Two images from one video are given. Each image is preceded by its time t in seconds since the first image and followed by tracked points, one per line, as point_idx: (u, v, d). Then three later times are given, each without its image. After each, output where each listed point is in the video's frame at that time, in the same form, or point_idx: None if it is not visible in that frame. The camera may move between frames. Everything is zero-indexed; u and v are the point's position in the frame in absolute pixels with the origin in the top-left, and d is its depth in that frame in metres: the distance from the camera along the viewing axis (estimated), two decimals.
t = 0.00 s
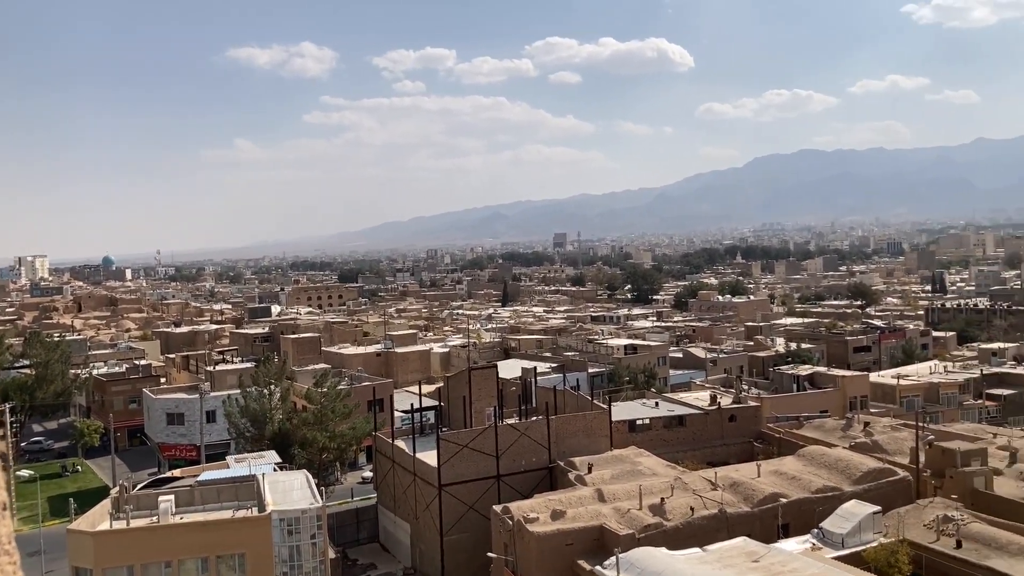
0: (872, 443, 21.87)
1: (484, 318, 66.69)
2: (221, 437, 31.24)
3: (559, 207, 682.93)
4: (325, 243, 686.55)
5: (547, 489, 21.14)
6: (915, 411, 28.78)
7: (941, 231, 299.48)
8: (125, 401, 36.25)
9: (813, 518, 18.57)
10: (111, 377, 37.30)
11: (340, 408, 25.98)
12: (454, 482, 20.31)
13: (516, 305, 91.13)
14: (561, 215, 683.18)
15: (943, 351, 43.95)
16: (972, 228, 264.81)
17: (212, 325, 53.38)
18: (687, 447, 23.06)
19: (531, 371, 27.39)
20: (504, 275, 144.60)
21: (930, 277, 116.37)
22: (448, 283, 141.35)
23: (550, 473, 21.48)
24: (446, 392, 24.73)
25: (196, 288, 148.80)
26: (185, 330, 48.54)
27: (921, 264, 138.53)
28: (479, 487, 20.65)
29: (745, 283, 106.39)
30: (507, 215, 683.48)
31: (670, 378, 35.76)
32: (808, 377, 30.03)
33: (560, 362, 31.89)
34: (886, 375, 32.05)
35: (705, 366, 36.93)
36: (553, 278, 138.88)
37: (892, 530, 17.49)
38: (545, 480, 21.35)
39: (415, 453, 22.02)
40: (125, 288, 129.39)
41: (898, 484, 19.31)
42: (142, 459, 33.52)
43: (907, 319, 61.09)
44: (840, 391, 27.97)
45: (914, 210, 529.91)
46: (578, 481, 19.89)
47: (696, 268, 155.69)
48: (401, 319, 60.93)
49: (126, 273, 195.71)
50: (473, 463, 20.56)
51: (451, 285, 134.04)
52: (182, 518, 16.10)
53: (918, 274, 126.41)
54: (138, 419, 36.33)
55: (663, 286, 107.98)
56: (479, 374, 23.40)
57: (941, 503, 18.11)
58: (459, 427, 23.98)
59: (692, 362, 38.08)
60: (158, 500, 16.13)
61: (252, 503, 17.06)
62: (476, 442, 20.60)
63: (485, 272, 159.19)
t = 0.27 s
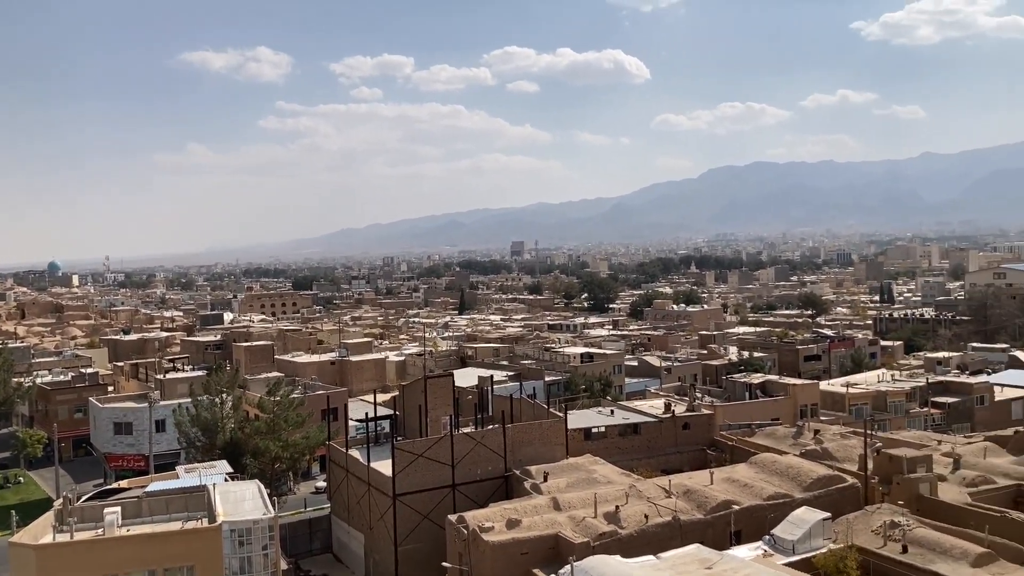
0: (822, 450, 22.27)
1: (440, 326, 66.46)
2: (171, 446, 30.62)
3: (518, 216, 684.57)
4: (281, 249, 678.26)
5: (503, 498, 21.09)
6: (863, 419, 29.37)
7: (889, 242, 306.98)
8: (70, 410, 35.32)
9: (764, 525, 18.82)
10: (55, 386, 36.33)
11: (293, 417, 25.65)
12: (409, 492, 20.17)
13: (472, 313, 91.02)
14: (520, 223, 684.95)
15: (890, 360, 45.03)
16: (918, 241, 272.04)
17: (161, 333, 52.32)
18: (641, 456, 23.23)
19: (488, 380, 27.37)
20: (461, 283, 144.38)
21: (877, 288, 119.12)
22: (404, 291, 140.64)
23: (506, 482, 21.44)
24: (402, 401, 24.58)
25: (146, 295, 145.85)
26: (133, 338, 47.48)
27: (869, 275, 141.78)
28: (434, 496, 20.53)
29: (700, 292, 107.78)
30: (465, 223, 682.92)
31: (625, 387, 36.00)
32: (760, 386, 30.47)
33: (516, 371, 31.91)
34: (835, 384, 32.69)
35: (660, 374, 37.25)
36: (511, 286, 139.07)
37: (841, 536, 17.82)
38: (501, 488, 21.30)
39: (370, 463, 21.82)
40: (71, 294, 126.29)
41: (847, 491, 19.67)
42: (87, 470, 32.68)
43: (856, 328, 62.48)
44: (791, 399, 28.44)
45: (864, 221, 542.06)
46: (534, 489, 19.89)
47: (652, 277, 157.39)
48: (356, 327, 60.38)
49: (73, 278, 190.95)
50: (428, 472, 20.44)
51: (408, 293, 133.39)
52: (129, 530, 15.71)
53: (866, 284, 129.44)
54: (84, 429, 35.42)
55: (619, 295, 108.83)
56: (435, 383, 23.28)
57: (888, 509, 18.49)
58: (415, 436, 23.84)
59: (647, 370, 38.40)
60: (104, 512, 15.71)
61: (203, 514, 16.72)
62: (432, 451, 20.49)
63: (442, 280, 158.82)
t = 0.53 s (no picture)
0: (773, 457, 22.63)
1: (395, 334, 66.10)
2: (118, 457, 29.92)
3: (476, 224, 684.47)
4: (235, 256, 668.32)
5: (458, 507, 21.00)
6: (813, 427, 29.94)
7: (838, 252, 313.84)
8: (12, 420, 34.32)
9: (717, 531, 19.03)
10: None
11: (245, 427, 25.27)
12: (363, 502, 19.98)
13: (428, 322, 90.70)
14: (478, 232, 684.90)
15: (839, 368, 45.98)
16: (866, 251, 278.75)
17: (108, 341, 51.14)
18: (596, 464, 23.34)
19: (444, 388, 27.28)
20: (417, 291, 143.81)
21: (826, 297, 121.61)
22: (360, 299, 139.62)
23: (461, 491, 21.35)
24: (357, 410, 24.37)
25: (93, 302, 142.52)
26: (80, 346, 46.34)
27: (819, 285, 144.72)
28: (388, 506, 20.37)
29: (655, 301, 108.95)
30: (423, 231, 680.66)
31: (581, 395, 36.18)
32: (713, 394, 30.87)
33: (472, 379, 31.86)
34: (786, 392, 33.26)
35: (615, 382, 37.48)
36: (467, 294, 138.93)
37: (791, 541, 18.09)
38: (456, 497, 21.21)
39: (324, 472, 21.57)
40: (14, 301, 122.75)
41: (797, 497, 20.01)
42: (29, 482, 31.75)
43: (806, 336, 63.72)
44: (744, 407, 28.86)
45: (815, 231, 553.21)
46: (489, 498, 19.85)
47: (608, 286, 158.56)
48: (311, 335, 59.72)
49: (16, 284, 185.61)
50: (383, 481, 20.28)
51: (364, 301, 132.45)
52: (73, 543, 15.26)
53: (816, 294, 132.16)
54: (26, 439, 34.41)
55: (576, 304, 109.36)
56: (391, 392, 23.14)
57: (837, 514, 18.83)
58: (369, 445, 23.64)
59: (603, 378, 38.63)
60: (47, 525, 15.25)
61: (151, 526, 16.34)
62: (386, 460, 20.33)
63: (399, 288, 157.98)
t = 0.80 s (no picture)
0: (728, 462, 22.93)
1: (352, 342, 65.55)
2: (65, 468, 29.16)
3: (434, 231, 682.59)
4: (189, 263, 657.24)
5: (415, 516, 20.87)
6: (766, 431, 30.39)
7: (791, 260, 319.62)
8: None
9: (673, 536, 19.19)
10: None
11: (198, 436, 24.84)
12: (319, 511, 19.75)
13: (385, 329, 90.17)
14: (436, 238, 683.08)
15: (792, 373, 46.79)
16: (817, 259, 284.54)
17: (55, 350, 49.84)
18: (553, 470, 23.39)
19: (400, 396, 27.12)
20: (374, 298, 142.90)
21: (780, 304, 123.78)
22: (316, 306, 138.30)
23: (418, 499, 21.21)
24: (313, 418, 24.11)
25: (39, 310, 138.88)
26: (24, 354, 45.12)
27: (772, 292, 147.26)
28: (345, 515, 20.16)
29: (612, 308, 109.83)
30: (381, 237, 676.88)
31: (539, 401, 36.22)
32: (669, 399, 31.15)
33: (430, 386, 31.74)
34: (740, 397, 33.71)
35: (573, 389, 37.62)
36: (425, 301, 138.48)
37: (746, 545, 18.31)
38: (414, 505, 21.07)
39: (278, 482, 21.28)
40: None
41: (751, 501, 20.28)
42: None
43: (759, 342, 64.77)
44: (699, 412, 29.18)
45: (769, 238, 562.64)
46: (447, 506, 19.76)
47: (565, 292, 159.32)
48: (265, 343, 58.90)
49: None
50: (339, 490, 20.07)
51: (320, 308, 131.23)
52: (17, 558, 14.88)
53: (769, 300, 134.50)
54: None
55: (533, 310, 109.69)
56: (347, 399, 22.93)
57: (790, 518, 19.12)
58: (326, 454, 23.40)
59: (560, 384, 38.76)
60: None
61: (98, 540, 15.97)
62: (342, 470, 20.12)
63: (355, 295, 156.90)
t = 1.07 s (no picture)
0: (689, 465, 23.15)
1: (312, 348, 64.91)
2: (15, 478, 28.39)
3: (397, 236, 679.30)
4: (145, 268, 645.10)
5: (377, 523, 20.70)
6: (726, 434, 30.73)
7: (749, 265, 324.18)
8: None
9: (634, 539, 19.30)
10: None
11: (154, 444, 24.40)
12: (278, 520, 19.49)
13: (346, 335, 89.48)
14: (398, 244, 679.79)
15: (751, 376, 47.47)
16: (775, 264, 288.78)
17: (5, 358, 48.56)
18: (516, 475, 23.40)
19: (362, 402, 26.93)
20: (335, 304, 141.66)
21: (739, 308, 125.50)
22: (276, 312, 136.68)
23: (380, 506, 21.05)
24: (272, 426, 23.81)
25: None
26: None
27: (731, 296, 149.12)
28: (305, 523, 19.93)
29: (574, 313, 110.30)
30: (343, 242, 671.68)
31: (501, 406, 36.22)
32: (631, 404, 31.37)
33: (392, 392, 31.57)
34: (701, 401, 34.07)
35: (535, 394, 37.67)
36: (387, 306, 137.64)
37: (706, 548, 18.45)
38: (375, 513, 20.90)
39: (237, 490, 20.96)
40: None
41: (712, 504, 20.48)
42: None
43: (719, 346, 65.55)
44: (660, 416, 29.42)
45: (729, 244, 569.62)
46: (408, 512, 19.64)
47: (527, 298, 159.69)
48: (224, 349, 58.02)
49: None
50: (299, 498, 19.83)
51: (280, 313, 129.75)
52: None
53: (728, 304, 136.22)
54: None
55: (496, 316, 109.69)
56: (308, 407, 22.69)
57: (749, 520, 19.35)
58: (285, 462, 23.12)
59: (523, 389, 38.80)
60: None
61: (50, 551, 15.58)
62: (302, 477, 19.88)
63: (317, 300, 155.38)
